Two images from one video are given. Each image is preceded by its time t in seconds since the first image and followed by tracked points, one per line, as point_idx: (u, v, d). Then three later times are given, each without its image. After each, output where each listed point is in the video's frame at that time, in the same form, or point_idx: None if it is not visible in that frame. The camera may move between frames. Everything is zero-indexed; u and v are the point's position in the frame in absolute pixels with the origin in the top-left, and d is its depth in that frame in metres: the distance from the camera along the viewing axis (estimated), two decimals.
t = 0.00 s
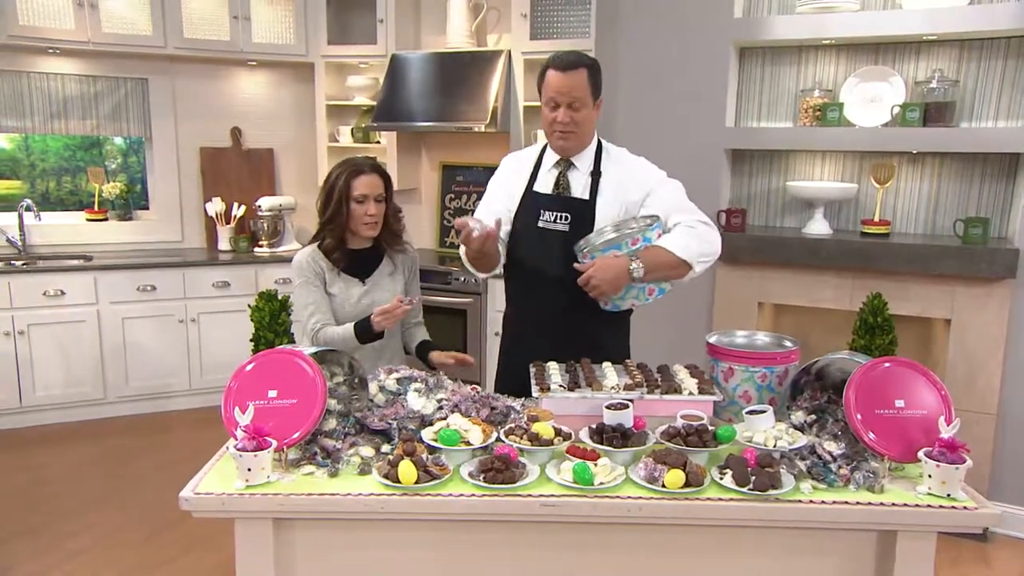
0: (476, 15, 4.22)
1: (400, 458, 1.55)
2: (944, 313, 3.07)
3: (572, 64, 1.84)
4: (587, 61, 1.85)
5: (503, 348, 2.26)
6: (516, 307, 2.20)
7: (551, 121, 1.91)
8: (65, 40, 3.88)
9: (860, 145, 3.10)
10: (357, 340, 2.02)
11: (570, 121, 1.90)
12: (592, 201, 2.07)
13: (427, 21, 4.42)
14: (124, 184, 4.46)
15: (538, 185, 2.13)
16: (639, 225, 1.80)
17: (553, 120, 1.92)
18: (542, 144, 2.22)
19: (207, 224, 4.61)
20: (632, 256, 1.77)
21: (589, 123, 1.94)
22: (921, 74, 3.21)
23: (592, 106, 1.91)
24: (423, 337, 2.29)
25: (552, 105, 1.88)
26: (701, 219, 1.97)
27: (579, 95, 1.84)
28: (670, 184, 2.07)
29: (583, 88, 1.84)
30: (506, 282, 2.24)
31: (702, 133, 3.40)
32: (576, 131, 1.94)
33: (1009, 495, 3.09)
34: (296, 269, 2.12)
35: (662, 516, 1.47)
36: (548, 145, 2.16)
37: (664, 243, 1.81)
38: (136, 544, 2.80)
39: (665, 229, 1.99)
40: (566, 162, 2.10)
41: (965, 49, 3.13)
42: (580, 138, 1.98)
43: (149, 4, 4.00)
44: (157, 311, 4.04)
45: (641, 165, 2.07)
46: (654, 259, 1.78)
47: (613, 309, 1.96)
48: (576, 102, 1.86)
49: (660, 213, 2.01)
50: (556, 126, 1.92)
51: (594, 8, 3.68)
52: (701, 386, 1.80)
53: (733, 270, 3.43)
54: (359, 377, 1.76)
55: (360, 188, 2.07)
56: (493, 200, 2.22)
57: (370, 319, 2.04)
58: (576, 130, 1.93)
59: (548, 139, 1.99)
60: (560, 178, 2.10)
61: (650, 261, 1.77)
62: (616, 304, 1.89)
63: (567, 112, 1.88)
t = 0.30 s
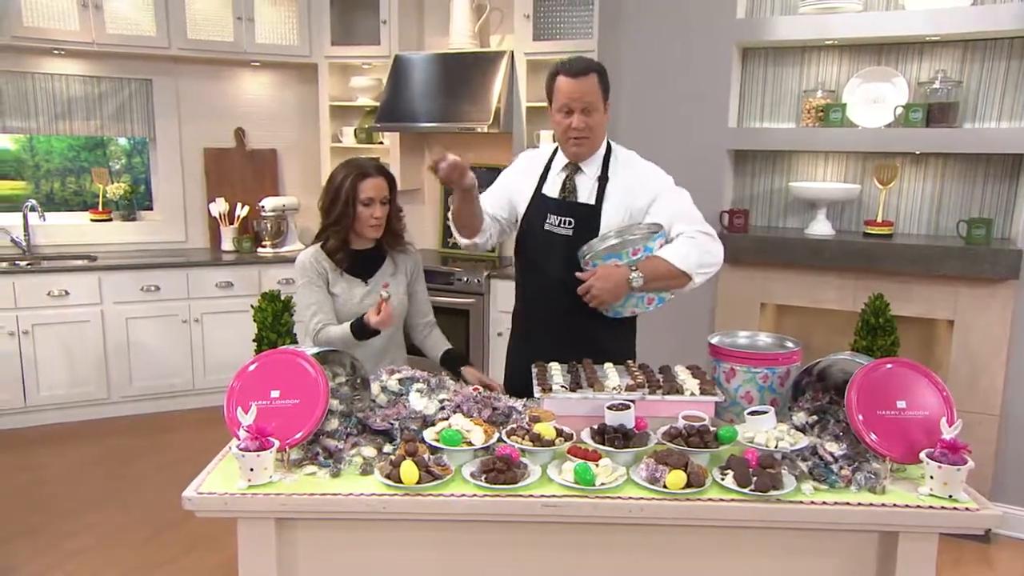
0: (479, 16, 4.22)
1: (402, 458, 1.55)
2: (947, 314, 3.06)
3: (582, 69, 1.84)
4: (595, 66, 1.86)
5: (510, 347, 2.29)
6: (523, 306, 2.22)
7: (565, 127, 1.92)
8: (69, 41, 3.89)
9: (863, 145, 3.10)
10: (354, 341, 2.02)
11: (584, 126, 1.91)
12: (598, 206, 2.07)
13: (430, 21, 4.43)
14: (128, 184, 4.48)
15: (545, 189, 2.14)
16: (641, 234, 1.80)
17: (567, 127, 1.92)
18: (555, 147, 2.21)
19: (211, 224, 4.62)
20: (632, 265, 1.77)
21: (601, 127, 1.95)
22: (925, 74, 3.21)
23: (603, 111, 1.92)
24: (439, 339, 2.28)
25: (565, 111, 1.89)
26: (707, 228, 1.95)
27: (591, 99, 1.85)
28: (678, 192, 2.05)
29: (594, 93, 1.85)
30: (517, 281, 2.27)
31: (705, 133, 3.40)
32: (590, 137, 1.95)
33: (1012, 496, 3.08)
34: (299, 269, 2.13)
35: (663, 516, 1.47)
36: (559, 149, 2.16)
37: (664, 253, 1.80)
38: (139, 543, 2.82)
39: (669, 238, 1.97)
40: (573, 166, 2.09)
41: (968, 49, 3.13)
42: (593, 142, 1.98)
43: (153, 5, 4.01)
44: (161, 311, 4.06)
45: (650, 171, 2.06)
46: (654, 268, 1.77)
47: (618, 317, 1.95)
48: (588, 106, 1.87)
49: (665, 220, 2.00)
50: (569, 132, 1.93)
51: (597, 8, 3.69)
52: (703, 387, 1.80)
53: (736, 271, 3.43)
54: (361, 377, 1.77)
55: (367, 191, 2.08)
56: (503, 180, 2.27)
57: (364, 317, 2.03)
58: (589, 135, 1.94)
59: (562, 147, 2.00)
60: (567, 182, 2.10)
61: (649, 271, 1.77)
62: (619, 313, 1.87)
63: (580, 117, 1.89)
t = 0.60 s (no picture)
0: (477, 16, 4.22)
1: (400, 458, 1.56)
2: (944, 314, 3.07)
3: (571, 68, 1.86)
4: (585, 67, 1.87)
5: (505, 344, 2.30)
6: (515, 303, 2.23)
7: (554, 125, 1.93)
8: (67, 42, 3.89)
9: (860, 146, 3.10)
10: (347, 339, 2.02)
11: (572, 124, 1.92)
12: (581, 201, 2.07)
13: (429, 22, 4.43)
14: (127, 185, 4.48)
15: (535, 184, 2.16)
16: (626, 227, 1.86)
17: (556, 124, 1.93)
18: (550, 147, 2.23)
19: (209, 225, 4.62)
20: (614, 254, 1.83)
21: (589, 126, 1.96)
22: (922, 75, 3.21)
23: (592, 110, 1.93)
24: (440, 337, 2.28)
25: (554, 108, 1.90)
26: (687, 226, 1.93)
27: (580, 99, 1.87)
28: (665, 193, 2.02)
29: (582, 92, 1.86)
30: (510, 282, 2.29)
31: (703, 134, 3.40)
32: (577, 135, 1.96)
33: (1009, 496, 3.09)
34: (297, 270, 2.13)
35: (660, 517, 1.47)
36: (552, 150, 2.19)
37: (647, 245, 1.83)
38: (138, 543, 2.82)
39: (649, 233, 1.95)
40: (561, 162, 2.11)
41: (966, 51, 3.14)
42: (581, 140, 1.99)
43: (151, 5, 4.01)
44: (160, 312, 4.06)
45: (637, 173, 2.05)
46: (636, 259, 1.80)
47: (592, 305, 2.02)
48: (577, 106, 1.88)
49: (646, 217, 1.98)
50: (557, 130, 1.94)
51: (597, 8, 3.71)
52: (700, 387, 1.81)
53: (734, 271, 3.43)
54: (359, 377, 1.78)
55: (368, 194, 2.06)
56: (506, 165, 2.32)
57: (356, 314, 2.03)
58: (576, 133, 1.95)
59: (552, 144, 2.00)
60: (553, 177, 2.12)
61: (631, 262, 1.80)
62: (595, 298, 1.93)
63: (568, 116, 1.90)
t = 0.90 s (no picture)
0: (476, 17, 4.23)
1: (398, 459, 1.56)
2: (943, 315, 3.07)
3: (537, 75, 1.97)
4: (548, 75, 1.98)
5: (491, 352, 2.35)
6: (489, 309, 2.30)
7: (518, 129, 2.04)
8: (67, 42, 3.89)
9: (858, 146, 3.11)
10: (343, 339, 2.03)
11: (533, 127, 2.01)
12: (546, 201, 2.12)
13: (428, 23, 4.43)
14: (126, 185, 4.48)
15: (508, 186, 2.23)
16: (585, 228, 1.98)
17: (521, 128, 2.04)
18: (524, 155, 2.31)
19: (208, 225, 4.62)
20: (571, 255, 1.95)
21: (554, 132, 2.05)
22: (920, 76, 3.22)
23: (556, 116, 2.02)
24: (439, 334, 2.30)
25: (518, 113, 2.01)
26: (646, 230, 2.00)
27: (540, 104, 1.97)
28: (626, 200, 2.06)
29: (543, 97, 1.96)
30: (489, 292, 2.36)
31: (702, 135, 3.40)
32: (541, 140, 2.05)
33: (1007, 496, 3.09)
34: (296, 270, 2.13)
35: (659, 517, 1.48)
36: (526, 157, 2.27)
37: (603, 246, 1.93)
38: (138, 543, 2.82)
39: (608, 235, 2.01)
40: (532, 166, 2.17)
41: (964, 52, 3.14)
42: (546, 145, 2.09)
43: (150, 5, 4.01)
44: (159, 312, 4.06)
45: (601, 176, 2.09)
46: (591, 260, 1.92)
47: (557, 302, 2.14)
48: (537, 110, 1.98)
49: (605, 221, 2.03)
50: (523, 134, 2.05)
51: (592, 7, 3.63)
52: (698, 388, 1.81)
53: (733, 271, 3.43)
54: (358, 378, 1.78)
55: (368, 196, 2.05)
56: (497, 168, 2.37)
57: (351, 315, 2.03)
58: (540, 139, 2.04)
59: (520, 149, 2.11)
60: (524, 179, 2.19)
61: (588, 264, 1.93)
62: (557, 295, 2.07)
63: (530, 120, 2.00)
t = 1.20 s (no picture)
0: (476, 17, 4.23)
1: (399, 460, 1.56)
2: (942, 316, 3.07)
3: (501, 76, 2.35)
4: (517, 73, 2.34)
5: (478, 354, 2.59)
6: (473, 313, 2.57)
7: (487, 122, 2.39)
8: (67, 43, 3.89)
9: (858, 147, 3.11)
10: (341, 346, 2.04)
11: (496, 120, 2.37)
12: (514, 193, 2.42)
13: (428, 23, 4.43)
14: (126, 186, 4.48)
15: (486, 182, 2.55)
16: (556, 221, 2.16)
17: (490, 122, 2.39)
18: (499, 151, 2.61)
19: (209, 225, 4.62)
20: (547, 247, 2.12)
21: (519, 126, 2.39)
22: (920, 77, 3.22)
23: (518, 115, 2.37)
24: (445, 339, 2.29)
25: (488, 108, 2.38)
26: (612, 220, 2.26)
27: (502, 101, 2.34)
28: (591, 191, 2.34)
29: (507, 94, 2.33)
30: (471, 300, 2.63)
31: (702, 135, 3.40)
32: (506, 132, 2.40)
33: (1007, 497, 3.09)
34: (302, 270, 2.13)
35: (659, 519, 1.48)
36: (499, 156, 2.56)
37: (577, 239, 2.15)
38: (138, 544, 2.82)
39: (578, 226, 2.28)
40: (504, 161, 2.49)
41: (963, 52, 3.14)
42: (513, 138, 2.42)
43: (150, 6, 4.01)
44: (159, 312, 4.06)
45: (566, 171, 2.37)
46: (569, 255, 2.13)
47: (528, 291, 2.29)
48: (501, 104, 2.34)
49: (574, 211, 2.30)
50: (489, 127, 2.40)
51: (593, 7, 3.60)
52: (698, 389, 1.81)
53: (733, 272, 3.43)
54: (358, 380, 1.78)
55: (379, 199, 2.04)
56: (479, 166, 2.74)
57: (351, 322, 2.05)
58: (505, 131, 2.39)
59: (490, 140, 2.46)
60: (498, 172, 2.48)
61: (564, 257, 2.13)
62: (533, 285, 2.22)
63: (495, 114, 2.36)
